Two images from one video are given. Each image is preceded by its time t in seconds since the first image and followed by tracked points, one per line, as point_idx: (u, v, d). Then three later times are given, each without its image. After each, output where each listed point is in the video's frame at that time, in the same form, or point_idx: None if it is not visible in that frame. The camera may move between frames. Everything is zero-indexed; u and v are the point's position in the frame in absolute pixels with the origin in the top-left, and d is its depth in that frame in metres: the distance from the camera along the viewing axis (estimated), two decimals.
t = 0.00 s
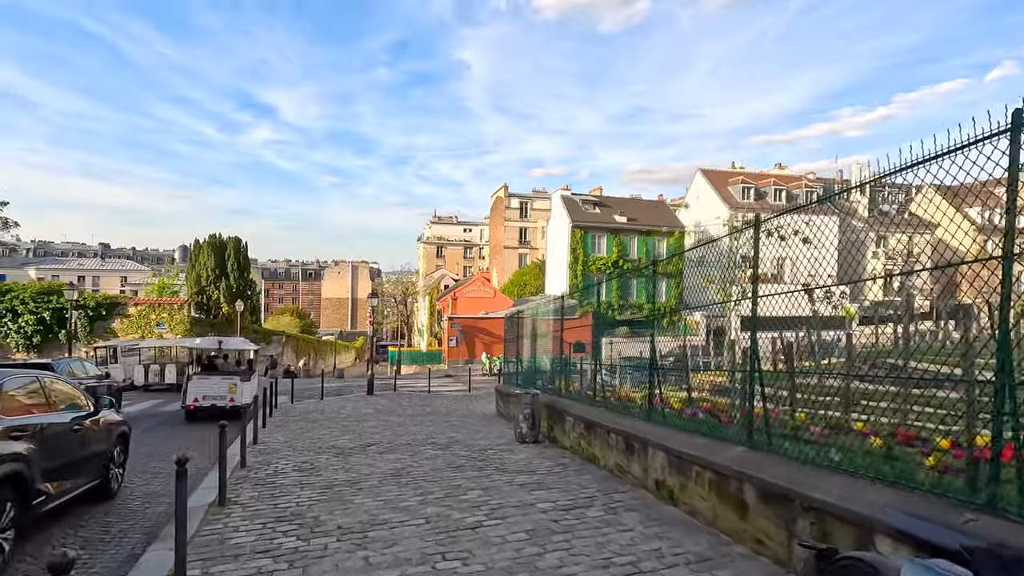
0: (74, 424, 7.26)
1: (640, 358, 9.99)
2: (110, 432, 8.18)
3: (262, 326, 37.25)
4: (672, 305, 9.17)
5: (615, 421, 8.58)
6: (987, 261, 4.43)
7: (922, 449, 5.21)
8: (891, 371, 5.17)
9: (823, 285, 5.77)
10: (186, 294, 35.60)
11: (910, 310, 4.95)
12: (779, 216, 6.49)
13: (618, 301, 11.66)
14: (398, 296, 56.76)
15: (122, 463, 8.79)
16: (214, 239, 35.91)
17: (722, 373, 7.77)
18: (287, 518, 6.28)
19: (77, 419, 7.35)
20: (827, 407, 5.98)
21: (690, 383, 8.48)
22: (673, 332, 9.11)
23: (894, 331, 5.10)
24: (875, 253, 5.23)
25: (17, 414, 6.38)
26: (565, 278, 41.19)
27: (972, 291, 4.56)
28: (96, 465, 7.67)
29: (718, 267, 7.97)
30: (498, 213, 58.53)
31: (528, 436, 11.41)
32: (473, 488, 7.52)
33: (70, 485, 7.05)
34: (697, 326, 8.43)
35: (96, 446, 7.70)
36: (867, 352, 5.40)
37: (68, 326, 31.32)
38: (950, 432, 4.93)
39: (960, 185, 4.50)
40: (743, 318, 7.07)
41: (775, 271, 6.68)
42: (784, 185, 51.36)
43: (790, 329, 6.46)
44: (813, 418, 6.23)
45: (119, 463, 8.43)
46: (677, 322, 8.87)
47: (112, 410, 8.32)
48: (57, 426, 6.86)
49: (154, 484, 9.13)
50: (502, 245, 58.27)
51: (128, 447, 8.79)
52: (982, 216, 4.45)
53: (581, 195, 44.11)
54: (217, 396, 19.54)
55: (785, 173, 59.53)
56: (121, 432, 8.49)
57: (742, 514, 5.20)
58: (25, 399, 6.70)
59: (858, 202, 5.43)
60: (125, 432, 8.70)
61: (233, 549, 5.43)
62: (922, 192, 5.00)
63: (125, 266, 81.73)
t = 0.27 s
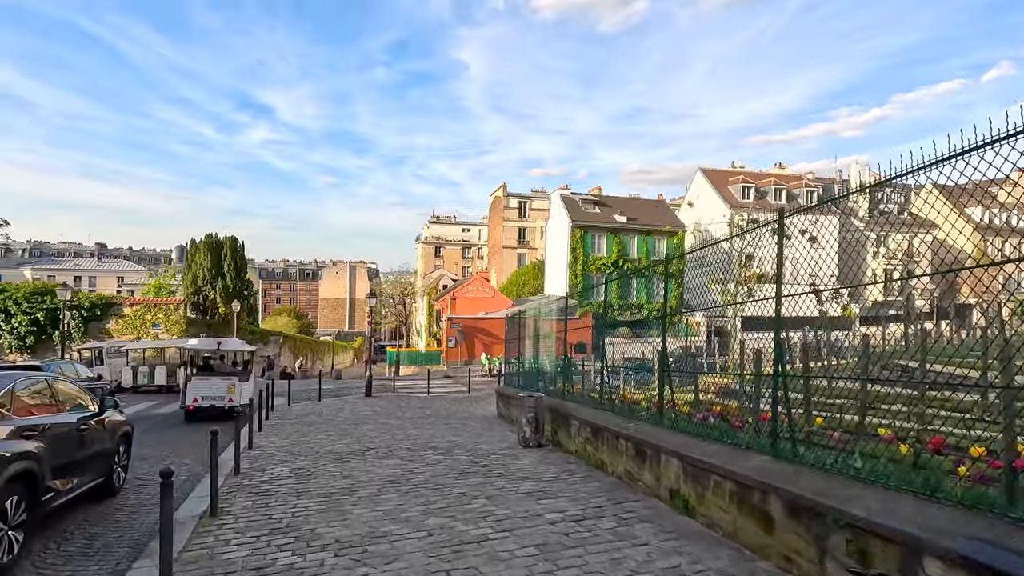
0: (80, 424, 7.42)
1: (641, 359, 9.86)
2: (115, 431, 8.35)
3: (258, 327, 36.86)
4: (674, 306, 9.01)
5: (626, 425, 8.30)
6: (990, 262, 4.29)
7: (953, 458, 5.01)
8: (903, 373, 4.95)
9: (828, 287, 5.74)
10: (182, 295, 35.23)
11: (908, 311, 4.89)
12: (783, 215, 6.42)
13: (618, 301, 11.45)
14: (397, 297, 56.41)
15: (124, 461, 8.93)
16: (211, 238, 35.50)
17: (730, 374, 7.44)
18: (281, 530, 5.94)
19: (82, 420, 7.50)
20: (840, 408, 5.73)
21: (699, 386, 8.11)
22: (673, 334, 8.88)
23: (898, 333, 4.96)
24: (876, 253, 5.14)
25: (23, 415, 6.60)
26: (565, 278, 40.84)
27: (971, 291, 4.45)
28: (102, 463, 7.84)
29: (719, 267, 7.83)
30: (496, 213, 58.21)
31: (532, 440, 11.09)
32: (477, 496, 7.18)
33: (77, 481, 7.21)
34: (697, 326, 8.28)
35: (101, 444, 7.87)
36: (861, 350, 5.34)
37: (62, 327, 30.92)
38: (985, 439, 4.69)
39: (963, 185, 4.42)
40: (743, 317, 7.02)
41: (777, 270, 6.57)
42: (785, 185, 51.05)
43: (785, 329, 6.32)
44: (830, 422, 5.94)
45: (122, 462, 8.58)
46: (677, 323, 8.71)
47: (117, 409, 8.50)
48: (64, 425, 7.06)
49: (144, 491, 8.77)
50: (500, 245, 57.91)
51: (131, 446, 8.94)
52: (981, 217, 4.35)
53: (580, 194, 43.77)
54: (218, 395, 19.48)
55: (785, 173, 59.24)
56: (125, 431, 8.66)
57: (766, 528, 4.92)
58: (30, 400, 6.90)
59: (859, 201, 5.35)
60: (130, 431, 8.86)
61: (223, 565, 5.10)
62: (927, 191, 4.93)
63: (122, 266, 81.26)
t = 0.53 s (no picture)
0: (85, 422, 7.58)
1: (641, 358, 9.83)
2: (118, 430, 8.52)
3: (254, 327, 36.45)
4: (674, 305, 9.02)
5: (636, 428, 8.04)
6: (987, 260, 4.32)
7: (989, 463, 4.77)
8: (913, 373, 4.86)
9: (824, 285, 5.76)
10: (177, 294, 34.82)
11: (908, 309, 4.94)
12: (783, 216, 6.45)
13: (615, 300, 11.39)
14: (394, 296, 55.97)
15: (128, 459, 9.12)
16: (206, 237, 35.08)
17: (737, 374, 7.13)
18: (277, 541, 5.59)
19: (88, 418, 7.65)
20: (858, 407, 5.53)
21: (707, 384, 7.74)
22: (672, 332, 8.94)
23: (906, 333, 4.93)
24: (876, 252, 5.17)
25: (31, 414, 6.71)
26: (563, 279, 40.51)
27: (970, 289, 4.46)
28: (106, 460, 8.01)
29: (719, 266, 7.67)
30: (494, 212, 57.86)
31: (537, 443, 10.78)
32: (484, 503, 6.88)
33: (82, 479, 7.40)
34: (698, 326, 8.17)
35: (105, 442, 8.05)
36: (869, 349, 5.30)
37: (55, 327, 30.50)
38: None
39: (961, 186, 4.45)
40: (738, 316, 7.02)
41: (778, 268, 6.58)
42: (784, 184, 50.81)
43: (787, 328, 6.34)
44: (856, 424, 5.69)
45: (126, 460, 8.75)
46: (677, 322, 8.71)
47: (120, 408, 8.66)
48: (69, 423, 7.20)
49: (135, 495, 8.43)
50: (498, 245, 57.57)
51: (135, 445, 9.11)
52: (980, 216, 4.39)
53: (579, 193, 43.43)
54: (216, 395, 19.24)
55: (784, 172, 59.01)
56: (128, 430, 8.83)
57: (797, 540, 4.67)
58: (36, 399, 6.99)
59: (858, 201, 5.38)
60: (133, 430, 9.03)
61: None
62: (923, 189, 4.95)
63: (116, 266, 80.62)
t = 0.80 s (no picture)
0: (88, 421, 7.69)
1: (642, 358, 9.80)
2: (120, 429, 8.61)
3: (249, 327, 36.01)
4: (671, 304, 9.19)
5: (647, 429, 7.79)
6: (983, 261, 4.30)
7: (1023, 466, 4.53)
8: (921, 371, 4.78)
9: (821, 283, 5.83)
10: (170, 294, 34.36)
11: (907, 308, 4.83)
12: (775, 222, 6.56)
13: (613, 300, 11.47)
14: (390, 296, 55.52)
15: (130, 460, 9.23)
16: (199, 237, 34.63)
17: (749, 375, 6.87)
18: (271, 553, 5.24)
19: (90, 416, 7.77)
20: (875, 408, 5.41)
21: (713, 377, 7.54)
22: (670, 331, 9.22)
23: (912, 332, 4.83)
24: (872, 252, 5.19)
25: (38, 412, 6.76)
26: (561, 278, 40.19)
27: (968, 288, 4.44)
28: (108, 459, 8.11)
29: (717, 266, 7.60)
30: (491, 211, 57.52)
31: (541, 445, 10.44)
32: (490, 509, 6.55)
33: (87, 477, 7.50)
34: (695, 327, 8.07)
35: (109, 440, 8.16)
36: (873, 350, 5.25)
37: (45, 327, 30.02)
38: None
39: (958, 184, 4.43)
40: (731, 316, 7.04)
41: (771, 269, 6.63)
42: (781, 183, 50.59)
43: (790, 328, 6.37)
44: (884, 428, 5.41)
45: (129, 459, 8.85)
46: (675, 321, 8.81)
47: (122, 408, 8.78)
48: (74, 422, 7.33)
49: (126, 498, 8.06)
50: (494, 245, 57.22)
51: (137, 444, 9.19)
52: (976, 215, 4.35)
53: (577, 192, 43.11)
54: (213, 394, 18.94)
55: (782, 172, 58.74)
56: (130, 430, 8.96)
57: (831, 550, 4.41)
58: (41, 399, 7.05)
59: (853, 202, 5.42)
60: (134, 430, 9.13)
61: None
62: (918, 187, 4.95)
63: (110, 266, 79.99)
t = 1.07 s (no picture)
0: (88, 424, 7.56)
1: (641, 359, 9.67)
2: (119, 431, 8.45)
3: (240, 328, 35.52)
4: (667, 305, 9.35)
5: (655, 433, 7.55)
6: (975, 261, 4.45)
7: None
8: (929, 373, 4.86)
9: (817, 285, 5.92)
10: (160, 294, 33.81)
11: (902, 308, 5.02)
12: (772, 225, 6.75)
13: (609, 300, 11.45)
14: (384, 296, 55.03)
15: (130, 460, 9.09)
16: (190, 236, 34.14)
17: (754, 378, 6.87)
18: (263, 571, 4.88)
19: (90, 419, 7.66)
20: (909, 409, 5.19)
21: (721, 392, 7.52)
22: (666, 332, 9.33)
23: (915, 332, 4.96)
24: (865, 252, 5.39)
25: (38, 415, 6.75)
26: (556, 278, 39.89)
27: (959, 288, 4.59)
28: (107, 461, 7.97)
29: (717, 266, 7.75)
30: (485, 211, 57.17)
31: (542, 449, 10.10)
32: (494, 519, 6.23)
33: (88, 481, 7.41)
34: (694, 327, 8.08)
35: (110, 443, 8.04)
36: (870, 348, 5.40)
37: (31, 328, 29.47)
38: None
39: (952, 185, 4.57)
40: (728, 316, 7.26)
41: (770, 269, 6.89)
42: (776, 183, 50.47)
43: (788, 328, 6.56)
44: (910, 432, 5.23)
45: (128, 460, 8.73)
46: (672, 321, 8.93)
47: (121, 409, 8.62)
48: (74, 425, 7.22)
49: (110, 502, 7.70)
50: (489, 244, 56.87)
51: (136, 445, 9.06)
52: (971, 217, 4.51)
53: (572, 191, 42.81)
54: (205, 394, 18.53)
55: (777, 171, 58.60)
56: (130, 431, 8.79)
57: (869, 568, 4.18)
58: (43, 401, 7.04)
59: (848, 203, 5.64)
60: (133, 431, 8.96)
61: None
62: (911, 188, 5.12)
63: (99, 265, 79.16)
